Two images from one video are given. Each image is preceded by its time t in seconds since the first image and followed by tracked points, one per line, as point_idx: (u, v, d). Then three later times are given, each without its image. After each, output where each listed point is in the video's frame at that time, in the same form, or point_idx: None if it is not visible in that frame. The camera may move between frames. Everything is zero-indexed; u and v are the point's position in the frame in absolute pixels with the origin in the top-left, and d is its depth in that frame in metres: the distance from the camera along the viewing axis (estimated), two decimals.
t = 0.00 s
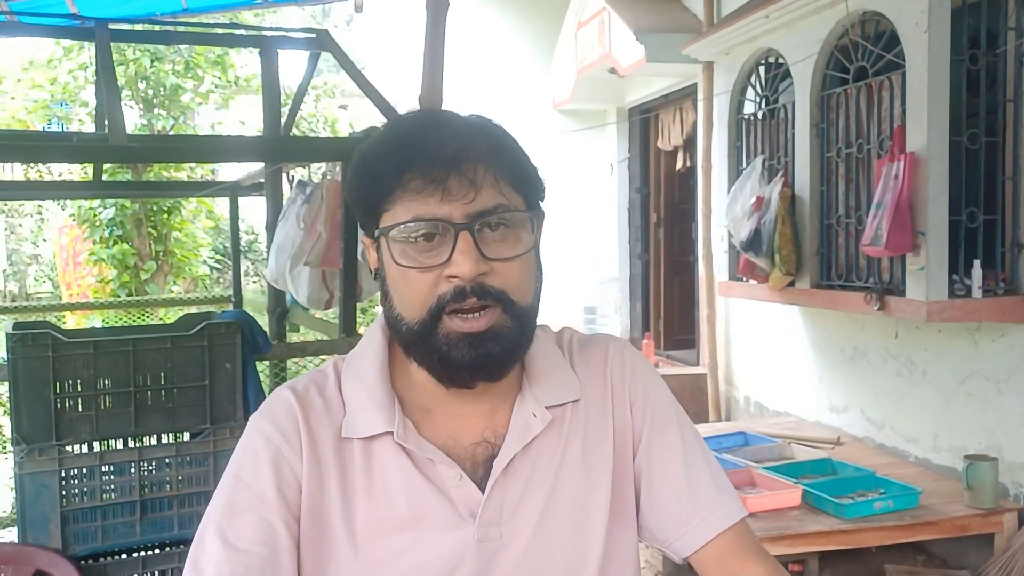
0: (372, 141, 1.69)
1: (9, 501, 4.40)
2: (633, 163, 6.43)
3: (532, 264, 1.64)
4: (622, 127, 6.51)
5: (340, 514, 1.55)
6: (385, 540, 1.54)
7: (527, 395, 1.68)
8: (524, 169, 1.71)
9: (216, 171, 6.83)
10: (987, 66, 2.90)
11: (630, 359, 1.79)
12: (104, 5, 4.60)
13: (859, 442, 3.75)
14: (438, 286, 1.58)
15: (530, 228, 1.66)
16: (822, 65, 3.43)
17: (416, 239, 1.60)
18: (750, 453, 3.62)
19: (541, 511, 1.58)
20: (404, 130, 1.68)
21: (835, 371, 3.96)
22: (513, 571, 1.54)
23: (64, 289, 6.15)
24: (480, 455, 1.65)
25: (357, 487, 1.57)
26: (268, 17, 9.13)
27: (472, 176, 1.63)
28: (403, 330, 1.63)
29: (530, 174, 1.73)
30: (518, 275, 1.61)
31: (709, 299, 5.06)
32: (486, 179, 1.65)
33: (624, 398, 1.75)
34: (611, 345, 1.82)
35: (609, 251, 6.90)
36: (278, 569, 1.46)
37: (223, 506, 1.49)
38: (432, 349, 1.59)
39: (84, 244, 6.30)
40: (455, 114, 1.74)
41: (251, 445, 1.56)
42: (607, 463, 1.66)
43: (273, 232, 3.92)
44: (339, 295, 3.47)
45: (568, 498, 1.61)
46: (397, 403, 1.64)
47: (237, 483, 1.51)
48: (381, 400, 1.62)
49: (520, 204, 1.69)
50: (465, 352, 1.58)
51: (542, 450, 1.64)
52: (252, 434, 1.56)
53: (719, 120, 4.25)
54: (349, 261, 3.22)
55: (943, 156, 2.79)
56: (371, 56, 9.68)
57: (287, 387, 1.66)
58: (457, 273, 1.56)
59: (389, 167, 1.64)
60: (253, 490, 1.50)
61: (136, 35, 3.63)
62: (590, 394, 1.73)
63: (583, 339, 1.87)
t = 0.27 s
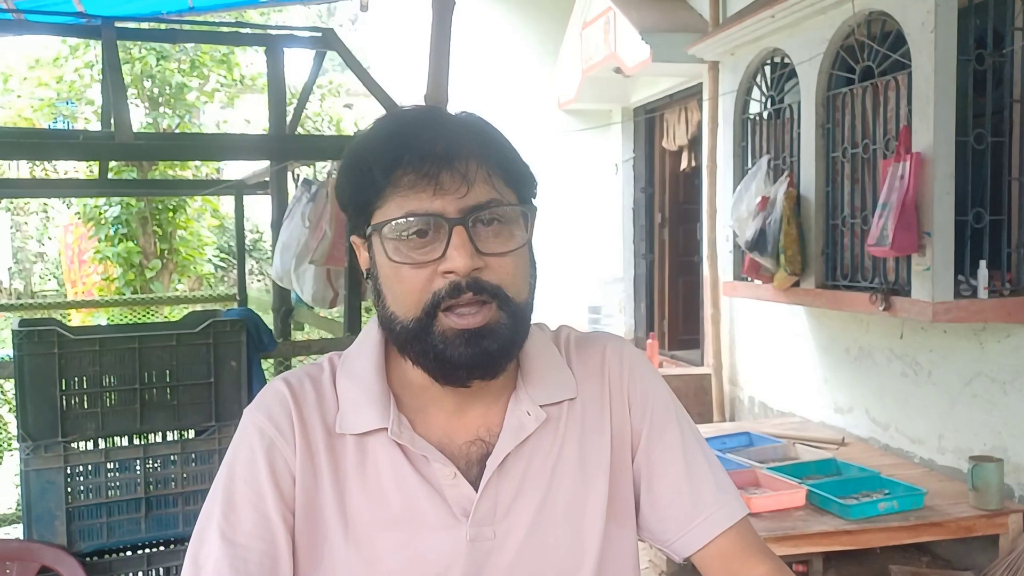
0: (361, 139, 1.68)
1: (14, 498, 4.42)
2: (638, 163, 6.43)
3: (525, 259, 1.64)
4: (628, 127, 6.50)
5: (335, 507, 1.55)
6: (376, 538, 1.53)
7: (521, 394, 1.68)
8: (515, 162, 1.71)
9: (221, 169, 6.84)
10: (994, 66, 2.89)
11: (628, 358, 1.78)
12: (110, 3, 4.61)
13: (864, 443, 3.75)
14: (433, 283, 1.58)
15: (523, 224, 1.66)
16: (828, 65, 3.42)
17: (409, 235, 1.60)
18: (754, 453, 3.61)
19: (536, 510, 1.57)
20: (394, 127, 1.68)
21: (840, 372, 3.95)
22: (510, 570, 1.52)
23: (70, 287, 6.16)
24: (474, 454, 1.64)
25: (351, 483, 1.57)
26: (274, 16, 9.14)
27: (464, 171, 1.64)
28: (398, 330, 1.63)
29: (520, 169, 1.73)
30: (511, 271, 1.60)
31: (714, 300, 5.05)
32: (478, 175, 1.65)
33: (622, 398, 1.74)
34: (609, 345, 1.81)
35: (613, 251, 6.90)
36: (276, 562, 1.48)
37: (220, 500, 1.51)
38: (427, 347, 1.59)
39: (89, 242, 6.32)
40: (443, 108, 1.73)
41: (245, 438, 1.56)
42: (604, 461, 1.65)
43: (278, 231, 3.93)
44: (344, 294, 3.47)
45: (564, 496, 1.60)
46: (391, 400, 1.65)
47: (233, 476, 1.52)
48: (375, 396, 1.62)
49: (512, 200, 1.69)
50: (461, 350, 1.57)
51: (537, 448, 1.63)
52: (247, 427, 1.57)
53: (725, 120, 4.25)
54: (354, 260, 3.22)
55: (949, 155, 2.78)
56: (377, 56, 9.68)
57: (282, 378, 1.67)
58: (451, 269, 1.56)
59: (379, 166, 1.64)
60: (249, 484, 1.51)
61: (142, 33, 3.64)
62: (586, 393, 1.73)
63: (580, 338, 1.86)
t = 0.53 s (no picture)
0: (362, 133, 1.69)
1: (15, 496, 4.43)
2: (640, 163, 6.43)
3: (524, 252, 1.63)
4: (629, 128, 6.51)
5: (332, 505, 1.54)
6: (372, 538, 1.53)
7: (520, 394, 1.67)
8: (512, 158, 1.71)
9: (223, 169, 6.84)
10: (996, 68, 2.88)
11: (630, 360, 1.77)
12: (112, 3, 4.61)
13: (865, 444, 3.75)
14: (430, 278, 1.57)
15: (519, 218, 1.66)
16: (829, 66, 3.42)
17: (408, 231, 1.59)
18: (754, 454, 3.61)
19: (533, 512, 1.56)
20: (396, 122, 1.69)
21: (841, 372, 3.95)
22: (506, 570, 1.52)
23: (71, 286, 6.16)
24: (472, 454, 1.64)
25: (348, 481, 1.56)
26: (276, 16, 9.14)
27: (461, 165, 1.64)
28: (396, 326, 1.62)
29: (516, 162, 1.73)
30: (510, 265, 1.60)
31: (716, 300, 5.05)
32: (475, 168, 1.65)
33: (624, 400, 1.73)
34: (612, 347, 1.79)
35: (615, 251, 6.90)
36: (276, 558, 1.49)
37: (221, 498, 1.51)
38: (427, 343, 1.58)
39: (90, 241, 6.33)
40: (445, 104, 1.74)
41: (245, 434, 1.57)
42: (603, 463, 1.64)
43: (279, 230, 3.93)
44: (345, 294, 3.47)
45: (562, 498, 1.59)
46: (390, 398, 1.64)
47: (233, 473, 1.53)
48: (374, 394, 1.62)
49: (510, 192, 1.69)
50: (459, 345, 1.56)
51: (535, 449, 1.62)
52: (246, 424, 1.57)
53: (726, 120, 4.24)
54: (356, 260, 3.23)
55: (950, 157, 2.78)
56: (379, 56, 9.69)
57: (283, 373, 1.67)
58: (449, 263, 1.55)
59: (377, 160, 1.64)
60: (249, 481, 1.52)
61: (144, 33, 3.64)
62: (587, 395, 1.71)
63: (583, 339, 1.84)
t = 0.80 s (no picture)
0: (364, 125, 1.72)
1: (14, 496, 4.43)
2: (641, 164, 6.42)
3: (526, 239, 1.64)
4: (630, 128, 6.51)
5: (336, 506, 1.54)
6: (378, 540, 1.53)
7: (528, 396, 1.67)
8: (514, 150, 1.74)
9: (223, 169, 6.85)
10: (997, 69, 2.88)
11: (640, 365, 1.77)
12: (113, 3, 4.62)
13: (865, 445, 3.74)
14: (432, 258, 1.58)
15: (524, 205, 1.64)
16: (830, 68, 3.42)
17: (410, 213, 1.59)
18: (755, 455, 3.61)
19: (540, 513, 1.56)
20: (398, 112, 1.71)
21: (842, 373, 3.95)
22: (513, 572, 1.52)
23: (72, 286, 6.16)
24: (479, 455, 1.64)
25: (353, 481, 1.56)
26: (277, 16, 9.14)
27: (462, 150, 1.66)
28: (397, 310, 1.63)
29: (518, 153, 1.75)
30: (511, 249, 1.60)
31: (716, 301, 5.05)
32: (476, 154, 1.67)
33: (635, 405, 1.72)
34: (621, 352, 1.79)
35: (615, 252, 6.90)
36: (278, 557, 1.49)
37: (224, 496, 1.52)
38: (426, 321, 1.57)
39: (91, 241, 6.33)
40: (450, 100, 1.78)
41: (249, 433, 1.57)
42: (611, 467, 1.64)
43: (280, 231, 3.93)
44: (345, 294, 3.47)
45: (569, 500, 1.59)
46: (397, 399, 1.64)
47: (236, 471, 1.53)
48: (380, 394, 1.62)
49: (512, 179, 1.71)
50: (458, 319, 1.55)
51: (543, 451, 1.62)
52: (251, 423, 1.57)
53: (727, 122, 4.24)
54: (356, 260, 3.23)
55: (951, 158, 2.78)
56: (380, 56, 9.69)
57: (287, 373, 1.67)
58: (451, 242, 1.56)
59: (380, 143, 1.67)
60: (253, 480, 1.52)
61: (145, 33, 3.64)
62: (596, 398, 1.71)
63: (592, 343, 1.84)
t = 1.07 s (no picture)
0: (375, 128, 1.72)
1: (14, 496, 4.43)
2: (641, 165, 6.43)
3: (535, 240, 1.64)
4: (630, 129, 6.51)
5: (346, 503, 1.54)
6: (386, 537, 1.53)
7: (535, 395, 1.67)
8: (524, 151, 1.73)
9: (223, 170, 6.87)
10: (997, 69, 2.88)
11: (648, 369, 1.76)
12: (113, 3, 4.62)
13: (866, 446, 3.74)
14: (442, 259, 1.58)
15: (533, 207, 1.64)
16: (830, 68, 3.42)
17: (421, 214, 1.60)
18: (755, 455, 3.61)
19: (547, 512, 1.56)
20: (409, 114, 1.71)
21: (842, 374, 3.95)
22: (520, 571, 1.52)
23: (72, 287, 6.16)
24: (486, 453, 1.64)
25: (363, 478, 1.56)
26: (276, 17, 9.15)
27: (474, 149, 1.66)
28: (409, 311, 1.63)
29: (529, 156, 1.75)
30: (520, 250, 1.60)
31: (716, 302, 5.05)
32: (488, 154, 1.67)
33: (641, 406, 1.72)
34: (630, 356, 1.79)
35: (615, 252, 6.91)
36: (289, 555, 1.49)
37: (234, 493, 1.52)
38: (437, 324, 1.57)
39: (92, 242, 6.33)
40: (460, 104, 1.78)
41: (260, 431, 1.57)
42: (618, 467, 1.64)
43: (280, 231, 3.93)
44: (346, 295, 3.46)
45: (575, 500, 1.59)
46: (405, 397, 1.64)
47: (247, 468, 1.54)
48: (389, 393, 1.62)
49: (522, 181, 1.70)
50: (469, 326, 1.56)
51: (550, 450, 1.62)
52: (262, 420, 1.58)
53: (727, 122, 4.25)
54: (356, 261, 3.23)
55: (951, 158, 2.78)
56: (380, 57, 9.70)
57: (299, 372, 1.68)
58: (461, 242, 1.56)
59: (391, 143, 1.67)
60: (263, 477, 1.53)
61: (145, 34, 3.64)
62: (603, 398, 1.71)
63: (600, 346, 1.83)
